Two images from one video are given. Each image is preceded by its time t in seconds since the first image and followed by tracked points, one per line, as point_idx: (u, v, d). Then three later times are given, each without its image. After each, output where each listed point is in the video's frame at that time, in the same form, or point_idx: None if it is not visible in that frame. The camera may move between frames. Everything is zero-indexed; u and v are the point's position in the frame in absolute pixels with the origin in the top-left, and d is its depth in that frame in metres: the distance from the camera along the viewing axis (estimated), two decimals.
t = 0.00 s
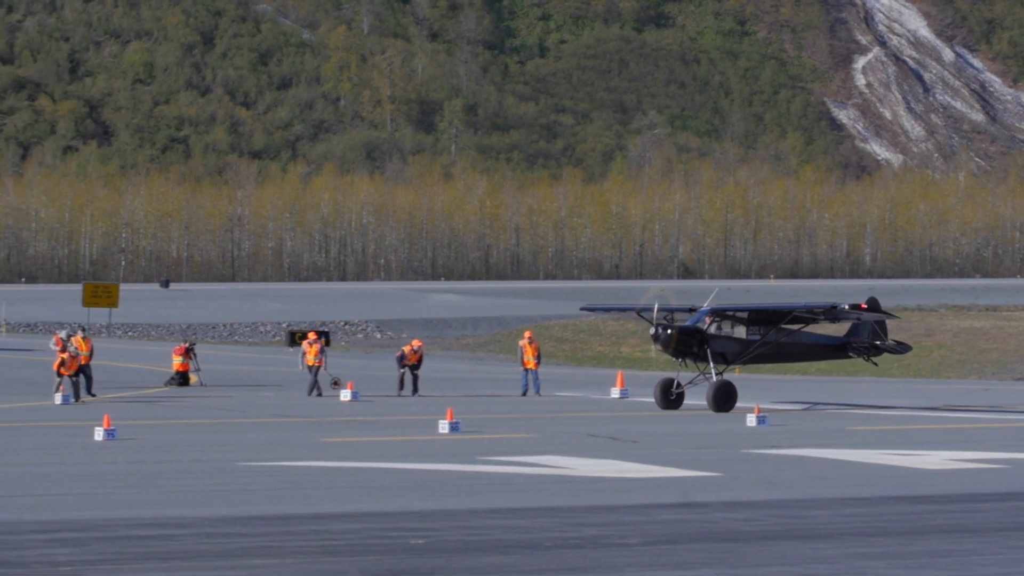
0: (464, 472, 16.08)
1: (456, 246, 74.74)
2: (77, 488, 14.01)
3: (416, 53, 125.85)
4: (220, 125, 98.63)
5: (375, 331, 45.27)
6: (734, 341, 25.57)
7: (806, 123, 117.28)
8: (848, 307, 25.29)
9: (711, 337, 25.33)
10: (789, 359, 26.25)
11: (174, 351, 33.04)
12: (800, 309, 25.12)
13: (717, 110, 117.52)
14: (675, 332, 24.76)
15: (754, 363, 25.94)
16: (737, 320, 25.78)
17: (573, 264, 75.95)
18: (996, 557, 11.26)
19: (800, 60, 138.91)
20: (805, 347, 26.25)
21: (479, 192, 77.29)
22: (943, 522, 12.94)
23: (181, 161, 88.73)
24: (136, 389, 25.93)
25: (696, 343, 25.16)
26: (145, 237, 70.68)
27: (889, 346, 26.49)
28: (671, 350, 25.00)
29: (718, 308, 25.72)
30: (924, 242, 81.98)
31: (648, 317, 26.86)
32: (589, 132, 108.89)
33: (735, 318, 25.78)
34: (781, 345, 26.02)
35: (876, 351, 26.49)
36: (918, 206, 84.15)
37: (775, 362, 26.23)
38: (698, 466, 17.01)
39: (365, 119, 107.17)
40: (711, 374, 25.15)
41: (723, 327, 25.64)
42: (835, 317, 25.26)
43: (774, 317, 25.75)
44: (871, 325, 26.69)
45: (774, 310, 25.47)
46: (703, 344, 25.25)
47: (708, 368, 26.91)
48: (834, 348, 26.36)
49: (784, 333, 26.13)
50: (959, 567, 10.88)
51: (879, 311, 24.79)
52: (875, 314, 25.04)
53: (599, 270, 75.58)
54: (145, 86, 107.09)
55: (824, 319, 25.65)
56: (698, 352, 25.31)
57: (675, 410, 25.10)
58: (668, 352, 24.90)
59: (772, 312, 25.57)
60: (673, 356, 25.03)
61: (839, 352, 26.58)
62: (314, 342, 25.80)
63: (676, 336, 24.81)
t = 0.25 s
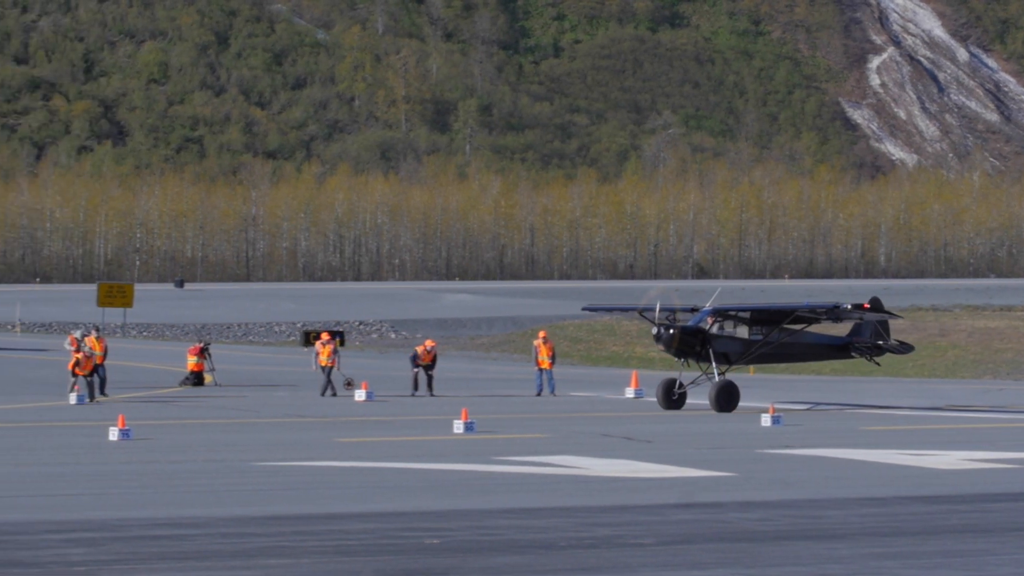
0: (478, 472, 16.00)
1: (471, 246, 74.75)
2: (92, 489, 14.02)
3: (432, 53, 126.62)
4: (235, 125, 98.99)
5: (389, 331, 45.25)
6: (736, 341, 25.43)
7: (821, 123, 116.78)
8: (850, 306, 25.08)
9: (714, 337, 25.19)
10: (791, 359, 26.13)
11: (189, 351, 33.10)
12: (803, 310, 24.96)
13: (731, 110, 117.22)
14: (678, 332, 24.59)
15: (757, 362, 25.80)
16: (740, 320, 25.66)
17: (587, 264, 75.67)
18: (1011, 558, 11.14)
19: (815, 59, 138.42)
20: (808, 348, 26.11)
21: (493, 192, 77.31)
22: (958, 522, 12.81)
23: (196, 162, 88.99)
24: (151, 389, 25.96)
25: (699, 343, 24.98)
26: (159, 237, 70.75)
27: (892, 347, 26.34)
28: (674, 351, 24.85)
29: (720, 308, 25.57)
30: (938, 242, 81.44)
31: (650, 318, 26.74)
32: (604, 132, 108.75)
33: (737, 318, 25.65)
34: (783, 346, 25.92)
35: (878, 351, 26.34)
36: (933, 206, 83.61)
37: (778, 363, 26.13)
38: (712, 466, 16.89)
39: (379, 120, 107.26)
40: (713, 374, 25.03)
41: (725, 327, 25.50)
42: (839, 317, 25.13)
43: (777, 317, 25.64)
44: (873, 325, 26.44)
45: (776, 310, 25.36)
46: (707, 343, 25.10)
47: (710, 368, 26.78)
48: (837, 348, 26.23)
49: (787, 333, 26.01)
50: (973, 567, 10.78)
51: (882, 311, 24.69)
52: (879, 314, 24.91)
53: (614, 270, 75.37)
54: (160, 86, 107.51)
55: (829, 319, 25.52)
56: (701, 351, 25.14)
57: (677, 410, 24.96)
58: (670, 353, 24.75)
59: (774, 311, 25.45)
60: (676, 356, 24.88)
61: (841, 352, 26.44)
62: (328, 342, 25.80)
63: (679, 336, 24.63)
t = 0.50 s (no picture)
0: (491, 472, 15.94)
1: (486, 246, 74.70)
2: (107, 489, 14.02)
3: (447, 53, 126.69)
4: (250, 125, 99.28)
5: (404, 331, 45.23)
6: (738, 341, 25.20)
7: (836, 122, 116.33)
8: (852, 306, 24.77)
9: (716, 338, 24.95)
10: (791, 359, 25.98)
11: (204, 351, 33.13)
12: (805, 309, 24.72)
13: (746, 110, 116.94)
14: (680, 332, 24.32)
15: (759, 362, 25.58)
16: (741, 320, 25.45)
17: (602, 264, 75.64)
18: None
19: (829, 60, 137.99)
20: (809, 347, 25.97)
21: (508, 192, 77.28)
22: (973, 522, 12.67)
23: (211, 162, 89.29)
24: (166, 389, 26.00)
25: (701, 343, 24.74)
26: (174, 237, 70.84)
27: (893, 346, 26.23)
28: (676, 351, 24.59)
29: (722, 308, 25.31)
30: (953, 242, 80.89)
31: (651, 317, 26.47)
32: (619, 132, 108.58)
33: (739, 318, 25.43)
34: (785, 346, 25.73)
35: (880, 351, 26.21)
36: (948, 206, 83.04)
37: (780, 362, 25.94)
38: (728, 466, 16.77)
39: (394, 119, 107.34)
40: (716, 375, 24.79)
41: (727, 327, 25.26)
42: (841, 316, 24.89)
43: (778, 317, 25.44)
44: (875, 325, 26.58)
45: (778, 310, 25.13)
46: (709, 344, 24.85)
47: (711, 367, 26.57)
48: (838, 348, 26.11)
49: (788, 333, 25.85)
50: (989, 567, 10.66)
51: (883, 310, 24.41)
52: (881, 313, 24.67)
53: (629, 270, 75.19)
54: (175, 86, 107.93)
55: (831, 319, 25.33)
56: (703, 352, 24.88)
57: (679, 410, 24.77)
58: (673, 353, 24.47)
59: (776, 311, 25.23)
60: (678, 356, 24.63)
61: (843, 352, 26.33)
62: (340, 343, 25.79)
63: (681, 336, 24.35)
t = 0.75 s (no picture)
0: (504, 472, 15.86)
1: (501, 246, 74.71)
2: (122, 489, 14.01)
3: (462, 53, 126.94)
4: (265, 125, 99.65)
5: (419, 330, 45.21)
6: (740, 340, 25.02)
7: (851, 122, 115.86)
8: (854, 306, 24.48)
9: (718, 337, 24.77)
10: (793, 358, 25.78)
11: (220, 351, 33.18)
12: (807, 310, 24.49)
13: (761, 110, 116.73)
14: (681, 332, 24.15)
15: (760, 362, 25.40)
16: (743, 320, 25.25)
17: (617, 264, 75.49)
18: None
19: (844, 59, 137.48)
20: (811, 348, 25.78)
21: (523, 192, 77.29)
22: (987, 522, 12.54)
23: (227, 162, 89.59)
24: (182, 389, 26.04)
25: (702, 343, 24.56)
26: (190, 237, 70.92)
27: (896, 346, 26.03)
28: (677, 351, 24.42)
29: (724, 307, 25.11)
30: (969, 242, 80.33)
31: (652, 318, 26.27)
32: (634, 132, 108.51)
33: (741, 318, 25.23)
34: (786, 345, 25.51)
35: (882, 351, 25.93)
36: (963, 205, 82.49)
37: (781, 362, 25.76)
38: (743, 466, 16.64)
39: (409, 119, 107.50)
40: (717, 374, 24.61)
41: (729, 327, 25.07)
42: (842, 317, 24.65)
43: (780, 317, 25.19)
44: (877, 325, 26.50)
45: (780, 310, 24.87)
46: (710, 343, 24.67)
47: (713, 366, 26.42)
48: (841, 348, 25.87)
49: (790, 332, 25.60)
50: (1003, 568, 10.55)
51: (885, 310, 24.16)
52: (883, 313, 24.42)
53: (644, 270, 75.03)
54: (190, 86, 108.44)
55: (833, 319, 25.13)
56: (704, 351, 24.69)
57: (680, 410, 24.56)
58: (674, 353, 24.29)
59: (777, 311, 24.98)
60: (679, 356, 24.45)
61: (846, 351, 26.07)
62: (354, 344, 25.77)
63: (682, 336, 24.17)
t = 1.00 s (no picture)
0: (518, 472, 15.78)
1: (517, 245, 74.79)
2: (137, 488, 14.02)
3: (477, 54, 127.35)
4: (281, 125, 99.96)
5: (434, 330, 45.19)
6: (741, 340, 24.79)
7: (866, 122, 115.47)
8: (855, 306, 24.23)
9: (719, 337, 24.58)
10: (795, 358, 25.54)
11: (235, 351, 33.21)
12: (808, 309, 24.24)
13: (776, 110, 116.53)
14: (681, 332, 24.02)
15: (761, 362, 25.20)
16: (744, 320, 24.98)
17: (633, 264, 75.45)
18: None
19: (859, 59, 137.02)
20: (813, 347, 25.54)
21: (539, 192, 77.34)
22: (1004, 523, 12.41)
23: (242, 162, 89.87)
24: (198, 389, 26.08)
25: (704, 342, 24.38)
26: (205, 237, 70.98)
27: (898, 346, 25.95)
28: (678, 350, 24.30)
29: (725, 307, 24.88)
30: (984, 242, 79.90)
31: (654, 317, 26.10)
32: (649, 132, 108.46)
33: (742, 318, 24.98)
34: (788, 345, 25.27)
35: (883, 351, 25.84)
36: (979, 205, 82.11)
37: (782, 362, 25.55)
38: (758, 466, 16.53)
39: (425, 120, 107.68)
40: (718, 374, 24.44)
41: (730, 327, 24.85)
42: (844, 317, 24.40)
43: (782, 317, 24.93)
44: (879, 325, 26.36)
45: (781, 310, 24.61)
46: (711, 342, 24.49)
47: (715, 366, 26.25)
48: (843, 348, 25.73)
49: (792, 332, 25.34)
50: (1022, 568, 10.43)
51: (886, 310, 23.91)
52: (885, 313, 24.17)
53: (660, 270, 74.93)
54: (205, 86, 108.96)
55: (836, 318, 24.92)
56: (706, 352, 24.53)
57: (682, 410, 24.35)
58: (675, 352, 24.17)
59: (779, 311, 24.71)
60: (680, 356, 24.33)
61: (848, 351, 25.95)
62: (368, 343, 25.76)
63: (683, 336, 24.08)
